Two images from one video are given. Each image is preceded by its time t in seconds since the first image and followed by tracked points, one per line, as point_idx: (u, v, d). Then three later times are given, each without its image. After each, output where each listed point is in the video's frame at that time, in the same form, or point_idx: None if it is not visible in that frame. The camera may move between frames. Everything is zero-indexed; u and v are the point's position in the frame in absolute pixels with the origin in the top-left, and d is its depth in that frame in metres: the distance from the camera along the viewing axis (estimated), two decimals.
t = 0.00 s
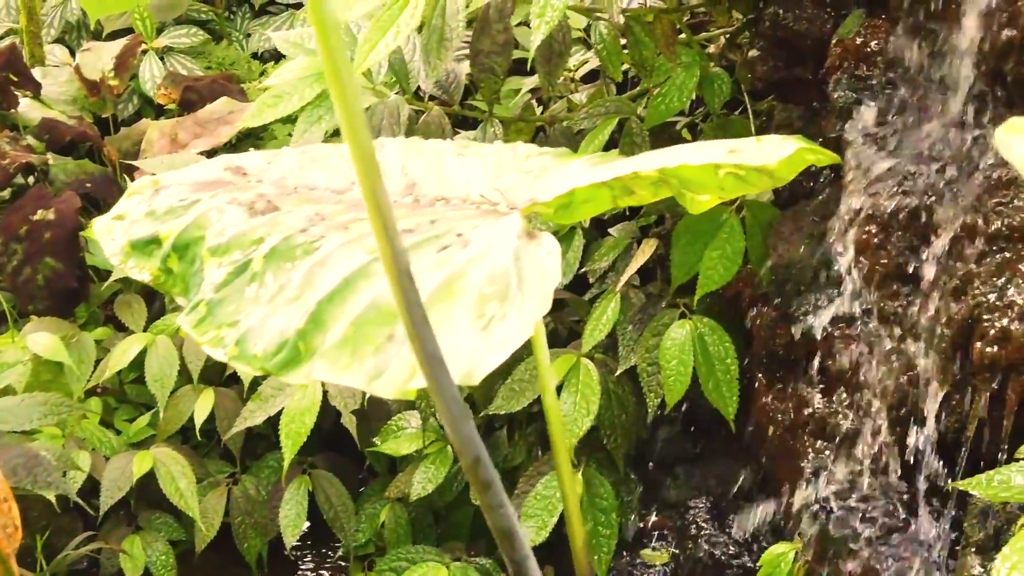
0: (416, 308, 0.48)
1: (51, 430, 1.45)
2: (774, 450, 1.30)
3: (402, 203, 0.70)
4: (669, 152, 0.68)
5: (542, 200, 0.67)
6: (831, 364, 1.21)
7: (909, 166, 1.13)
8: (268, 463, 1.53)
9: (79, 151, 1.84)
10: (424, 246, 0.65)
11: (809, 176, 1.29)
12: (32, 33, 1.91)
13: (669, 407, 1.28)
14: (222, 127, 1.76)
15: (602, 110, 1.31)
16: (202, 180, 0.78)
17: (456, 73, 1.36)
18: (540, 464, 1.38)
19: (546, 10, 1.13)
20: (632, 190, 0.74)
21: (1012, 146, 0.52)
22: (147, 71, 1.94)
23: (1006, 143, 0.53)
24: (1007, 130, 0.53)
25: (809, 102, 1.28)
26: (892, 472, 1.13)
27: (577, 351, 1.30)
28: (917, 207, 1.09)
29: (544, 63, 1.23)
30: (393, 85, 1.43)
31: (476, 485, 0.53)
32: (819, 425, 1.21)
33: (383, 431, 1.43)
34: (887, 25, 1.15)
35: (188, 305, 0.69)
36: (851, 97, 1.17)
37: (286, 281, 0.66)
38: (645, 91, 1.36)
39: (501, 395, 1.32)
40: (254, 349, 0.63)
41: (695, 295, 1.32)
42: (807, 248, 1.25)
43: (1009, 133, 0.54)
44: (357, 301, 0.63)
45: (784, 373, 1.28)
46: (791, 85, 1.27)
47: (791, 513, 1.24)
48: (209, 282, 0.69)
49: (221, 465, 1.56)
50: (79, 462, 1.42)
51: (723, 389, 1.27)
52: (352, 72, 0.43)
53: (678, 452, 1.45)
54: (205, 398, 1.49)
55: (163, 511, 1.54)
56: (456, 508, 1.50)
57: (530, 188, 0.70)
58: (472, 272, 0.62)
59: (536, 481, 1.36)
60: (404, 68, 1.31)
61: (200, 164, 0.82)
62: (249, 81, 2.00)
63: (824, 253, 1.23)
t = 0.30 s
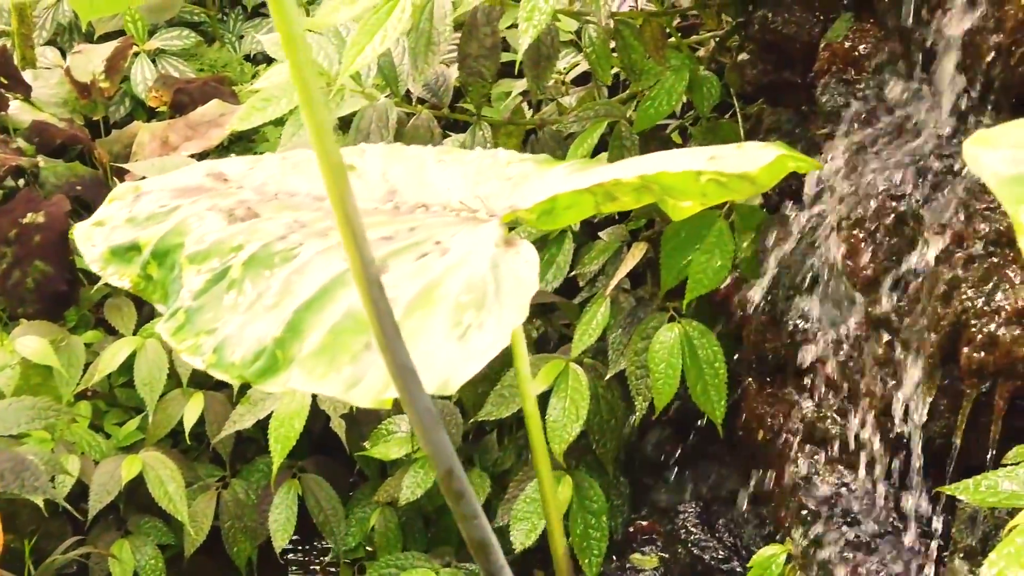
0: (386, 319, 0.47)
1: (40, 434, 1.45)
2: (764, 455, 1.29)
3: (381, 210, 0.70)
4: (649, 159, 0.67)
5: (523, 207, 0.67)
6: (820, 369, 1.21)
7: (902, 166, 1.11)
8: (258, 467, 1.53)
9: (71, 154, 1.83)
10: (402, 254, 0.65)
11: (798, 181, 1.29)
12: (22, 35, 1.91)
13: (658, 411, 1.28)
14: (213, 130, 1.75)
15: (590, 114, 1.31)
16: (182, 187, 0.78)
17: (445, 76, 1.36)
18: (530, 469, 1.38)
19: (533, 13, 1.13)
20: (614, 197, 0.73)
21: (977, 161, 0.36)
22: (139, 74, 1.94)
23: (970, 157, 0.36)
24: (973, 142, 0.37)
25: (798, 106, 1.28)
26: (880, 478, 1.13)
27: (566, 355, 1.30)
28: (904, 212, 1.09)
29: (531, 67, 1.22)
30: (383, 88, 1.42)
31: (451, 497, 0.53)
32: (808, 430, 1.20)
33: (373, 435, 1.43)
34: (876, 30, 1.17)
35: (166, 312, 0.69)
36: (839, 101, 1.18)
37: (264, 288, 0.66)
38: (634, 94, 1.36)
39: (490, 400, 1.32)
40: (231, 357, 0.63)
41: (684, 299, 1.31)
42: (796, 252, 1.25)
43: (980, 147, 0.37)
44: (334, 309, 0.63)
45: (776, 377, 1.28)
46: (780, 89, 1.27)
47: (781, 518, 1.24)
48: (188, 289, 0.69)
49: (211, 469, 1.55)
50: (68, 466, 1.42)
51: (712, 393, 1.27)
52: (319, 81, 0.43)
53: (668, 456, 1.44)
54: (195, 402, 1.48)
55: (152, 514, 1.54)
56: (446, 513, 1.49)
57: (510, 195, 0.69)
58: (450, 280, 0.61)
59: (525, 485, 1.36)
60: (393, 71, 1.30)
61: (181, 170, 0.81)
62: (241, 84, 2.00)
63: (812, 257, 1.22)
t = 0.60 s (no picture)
0: (363, 329, 0.47)
1: (31, 437, 1.44)
2: (756, 459, 1.29)
3: (365, 216, 0.70)
4: (634, 165, 0.67)
5: (506, 213, 0.66)
6: (810, 374, 1.20)
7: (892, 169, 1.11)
8: (250, 471, 1.53)
9: (62, 156, 1.82)
10: (384, 260, 0.64)
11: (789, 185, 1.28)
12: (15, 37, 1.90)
13: (650, 415, 1.28)
14: (205, 132, 1.75)
15: (582, 117, 1.30)
16: (165, 192, 0.77)
17: (437, 79, 1.36)
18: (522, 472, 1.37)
19: (524, 16, 1.12)
20: (599, 202, 0.73)
21: (953, 171, 0.36)
22: (132, 76, 1.93)
23: (946, 167, 0.36)
24: (948, 150, 0.37)
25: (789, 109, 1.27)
26: (873, 483, 1.12)
27: (557, 359, 1.30)
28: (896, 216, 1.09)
29: (522, 70, 1.22)
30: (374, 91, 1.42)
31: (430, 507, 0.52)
32: (799, 435, 1.20)
33: (365, 438, 1.42)
34: (866, 32, 1.16)
35: (148, 319, 0.68)
36: (828, 105, 1.19)
37: (246, 295, 0.66)
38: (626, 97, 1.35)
39: (481, 403, 1.31)
40: (212, 364, 0.62)
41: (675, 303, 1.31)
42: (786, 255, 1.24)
43: (955, 157, 0.37)
44: (316, 316, 0.62)
45: (766, 381, 1.27)
46: (772, 92, 1.27)
47: (773, 523, 1.23)
48: (169, 296, 0.68)
49: (203, 473, 1.55)
50: (59, 470, 1.41)
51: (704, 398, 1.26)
52: (292, 90, 0.42)
53: (661, 460, 1.44)
54: (186, 406, 1.48)
55: (143, 518, 1.53)
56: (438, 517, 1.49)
57: (494, 202, 0.69)
58: (432, 287, 0.61)
59: (518, 489, 1.35)
60: (384, 75, 1.30)
61: (165, 175, 0.81)
62: (233, 86, 1.99)
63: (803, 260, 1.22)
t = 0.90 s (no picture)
0: (341, 341, 0.46)
1: (23, 441, 1.43)
2: (749, 463, 1.28)
3: (350, 224, 0.69)
4: (621, 173, 0.67)
5: (491, 222, 0.66)
6: (801, 379, 1.20)
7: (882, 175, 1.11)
8: (242, 475, 1.52)
9: (56, 159, 1.82)
10: (368, 269, 0.64)
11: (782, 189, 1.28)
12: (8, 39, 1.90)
13: (643, 419, 1.27)
14: (198, 135, 1.74)
15: (573, 121, 1.30)
16: (150, 199, 0.77)
17: (429, 82, 1.36)
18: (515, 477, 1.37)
19: (513, 21, 1.12)
20: (586, 211, 0.73)
21: (928, 185, 0.35)
22: (125, 78, 1.91)
23: (922, 180, 0.35)
24: (924, 163, 0.36)
25: (781, 113, 1.27)
26: (866, 488, 1.12)
27: (549, 363, 1.29)
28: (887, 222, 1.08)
29: (513, 74, 1.22)
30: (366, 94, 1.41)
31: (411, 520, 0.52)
32: (792, 439, 1.20)
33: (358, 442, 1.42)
34: (858, 37, 1.18)
35: (131, 328, 0.68)
36: (821, 108, 1.21)
37: (229, 304, 0.65)
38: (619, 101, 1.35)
39: (473, 408, 1.31)
40: (195, 373, 0.62)
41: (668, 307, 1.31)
42: (778, 259, 1.24)
43: (931, 170, 0.36)
44: (299, 325, 0.62)
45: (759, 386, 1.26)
46: (764, 96, 1.26)
47: (766, 528, 1.23)
48: (153, 304, 0.68)
49: (195, 477, 1.54)
50: (50, 474, 1.41)
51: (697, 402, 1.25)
52: (267, 101, 0.42)
53: (653, 464, 1.44)
54: (178, 410, 1.47)
55: (135, 522, 1.53)
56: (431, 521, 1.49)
57: (479, 210, 0.69)
58: (415, 297, 0.61)
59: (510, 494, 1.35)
60: (376, 78, 1.30)
61: (150, 182, 0.80)
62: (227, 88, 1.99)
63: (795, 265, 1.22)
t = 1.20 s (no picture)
0: (319, 354, 0.46)
1: (15, 446, 1.43)
2: (741, 469, 1.28)
3: (335, 233, 0.69)
4: (606, 182, 0.66)
5: (476, 231, 0.66)
6: (793, 385, 1.20)
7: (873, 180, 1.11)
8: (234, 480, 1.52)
9: (50, 163, 1.82)
10: (352, 279, 0.64)
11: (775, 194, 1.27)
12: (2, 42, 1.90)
13: (636, 425, 1.27)
14: (192, 138, 1.74)
15: (567, 125, 1.29)
16: (136, 207, 0.77)
17: (420, 86, 1.36)
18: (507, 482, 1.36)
19: (505, 25, 1.11)
20: (573, 219, 0.72)
21: (908, 201, 0.35)
22: (118, 80, 1.92)
23: (900, 197, 0.35)
24: (902, 179, 0.36)
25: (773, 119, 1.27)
26: (858, 495, 1.12)
27: (541, 367, 1.29)
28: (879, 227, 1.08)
29: (505, 78, 1.21)
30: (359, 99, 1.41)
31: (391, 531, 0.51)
32: (784, 445, 1.19)
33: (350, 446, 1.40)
34: (849, 41, 1.16)
35: (115, 337, 0.67)
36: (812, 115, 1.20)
37: (213, 313, 0.65)
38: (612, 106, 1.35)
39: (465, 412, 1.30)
40: (179, 382, 0.61)
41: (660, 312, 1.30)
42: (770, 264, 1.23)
43: (910, 186, 0.36)
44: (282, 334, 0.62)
45: (751, 391, 1.26)
46: (756, 100, 1.26)
47: (758, 534, 1.23)
48: (137, 313, 0.68)
49: (187, 482, 1.54)
50: (42, 479, 1.40)
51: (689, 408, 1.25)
52: (242, 113, 0.41)
53: (645, 469, 1.44)
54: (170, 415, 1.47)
55: (127, 528, 1.52)
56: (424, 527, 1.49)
57: (464, 219, 0.69)
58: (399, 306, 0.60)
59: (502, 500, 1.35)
60: (369, 82, 1.29)
61: (137, 190, 0.80)
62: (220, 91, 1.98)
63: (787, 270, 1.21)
